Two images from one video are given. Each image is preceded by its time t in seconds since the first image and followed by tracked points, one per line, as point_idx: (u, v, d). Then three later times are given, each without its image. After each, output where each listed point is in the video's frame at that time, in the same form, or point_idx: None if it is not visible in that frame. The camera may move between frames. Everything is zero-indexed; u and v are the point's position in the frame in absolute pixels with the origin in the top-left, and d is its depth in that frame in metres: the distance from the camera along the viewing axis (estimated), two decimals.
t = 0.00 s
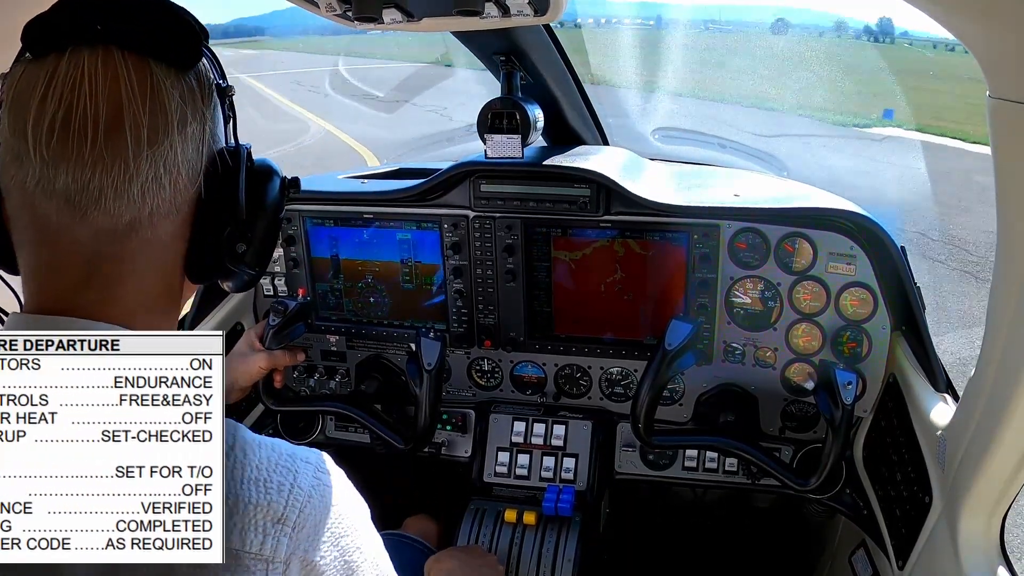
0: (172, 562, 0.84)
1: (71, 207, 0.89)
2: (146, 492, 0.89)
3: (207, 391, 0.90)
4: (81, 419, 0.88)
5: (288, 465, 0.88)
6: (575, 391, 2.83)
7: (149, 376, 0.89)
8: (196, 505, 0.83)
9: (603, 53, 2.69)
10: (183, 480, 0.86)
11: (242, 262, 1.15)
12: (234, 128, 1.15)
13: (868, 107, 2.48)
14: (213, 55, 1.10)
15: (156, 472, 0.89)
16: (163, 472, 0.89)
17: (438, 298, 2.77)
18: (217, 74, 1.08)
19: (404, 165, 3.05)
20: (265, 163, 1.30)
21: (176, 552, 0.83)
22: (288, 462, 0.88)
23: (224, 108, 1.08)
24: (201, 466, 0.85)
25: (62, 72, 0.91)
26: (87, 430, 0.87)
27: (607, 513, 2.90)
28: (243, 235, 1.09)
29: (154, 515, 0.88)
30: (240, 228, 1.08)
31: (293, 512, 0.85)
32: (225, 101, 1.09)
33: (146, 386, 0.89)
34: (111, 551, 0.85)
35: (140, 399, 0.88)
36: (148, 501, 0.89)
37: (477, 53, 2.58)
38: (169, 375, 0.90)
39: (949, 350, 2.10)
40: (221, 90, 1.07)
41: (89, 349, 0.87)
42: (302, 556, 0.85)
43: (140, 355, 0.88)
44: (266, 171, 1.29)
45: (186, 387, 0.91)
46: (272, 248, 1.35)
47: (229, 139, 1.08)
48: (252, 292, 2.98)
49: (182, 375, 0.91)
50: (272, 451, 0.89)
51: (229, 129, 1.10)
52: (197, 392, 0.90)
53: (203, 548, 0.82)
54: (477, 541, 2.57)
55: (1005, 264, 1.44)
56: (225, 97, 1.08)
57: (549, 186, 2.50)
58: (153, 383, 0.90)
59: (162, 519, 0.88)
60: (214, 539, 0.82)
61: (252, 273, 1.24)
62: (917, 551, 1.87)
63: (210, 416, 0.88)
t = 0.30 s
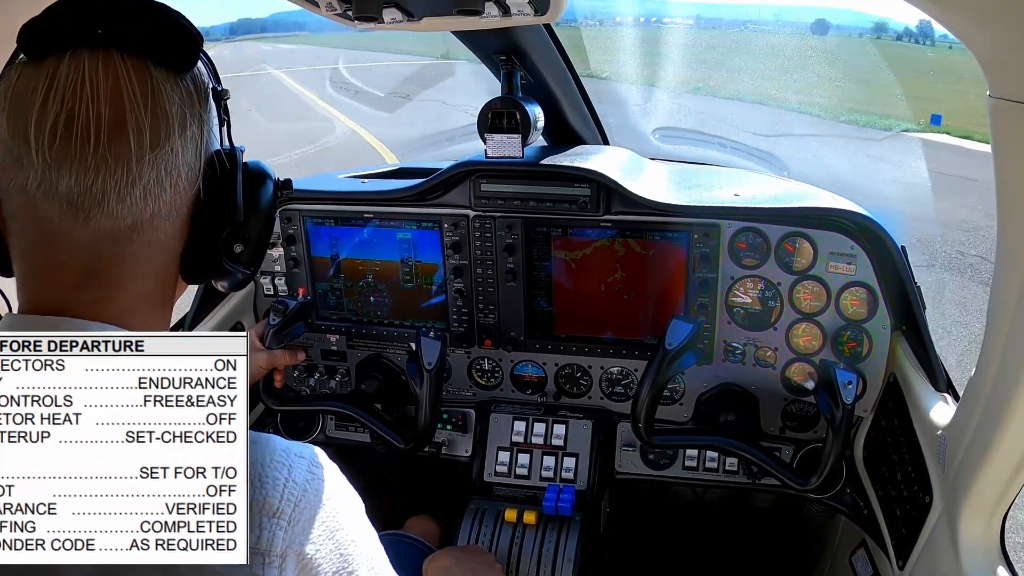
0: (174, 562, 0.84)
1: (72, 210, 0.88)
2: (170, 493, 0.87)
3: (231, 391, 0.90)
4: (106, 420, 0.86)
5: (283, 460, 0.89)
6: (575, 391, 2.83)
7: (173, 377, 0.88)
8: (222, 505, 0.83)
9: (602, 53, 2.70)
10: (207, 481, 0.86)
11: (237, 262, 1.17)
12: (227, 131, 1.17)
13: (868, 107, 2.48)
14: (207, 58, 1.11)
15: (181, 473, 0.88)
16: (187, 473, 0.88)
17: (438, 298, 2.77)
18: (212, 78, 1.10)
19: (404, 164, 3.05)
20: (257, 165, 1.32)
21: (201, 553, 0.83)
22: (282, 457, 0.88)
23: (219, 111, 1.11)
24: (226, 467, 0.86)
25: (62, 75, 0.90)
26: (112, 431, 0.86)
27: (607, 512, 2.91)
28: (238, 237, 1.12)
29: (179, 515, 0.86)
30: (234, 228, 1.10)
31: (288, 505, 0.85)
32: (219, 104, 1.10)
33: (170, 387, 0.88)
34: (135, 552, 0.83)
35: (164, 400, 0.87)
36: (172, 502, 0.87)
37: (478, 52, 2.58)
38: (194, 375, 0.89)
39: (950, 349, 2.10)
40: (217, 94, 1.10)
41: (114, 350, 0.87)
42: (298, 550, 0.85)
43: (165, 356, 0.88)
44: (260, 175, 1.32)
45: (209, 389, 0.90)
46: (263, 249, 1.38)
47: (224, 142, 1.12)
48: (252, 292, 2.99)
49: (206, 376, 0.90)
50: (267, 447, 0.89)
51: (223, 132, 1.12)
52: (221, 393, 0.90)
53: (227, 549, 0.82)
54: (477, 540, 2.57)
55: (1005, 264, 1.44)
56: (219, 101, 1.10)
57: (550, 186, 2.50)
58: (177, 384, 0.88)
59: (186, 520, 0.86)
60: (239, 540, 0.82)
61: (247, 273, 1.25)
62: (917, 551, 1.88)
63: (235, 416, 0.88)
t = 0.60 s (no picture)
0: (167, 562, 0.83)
1: (59, 214, 0.90)
2: (193, 494, 0.85)
3: (256, 392, 0.89)
4: (130, 421, 0.84)
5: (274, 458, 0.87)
6: (575, 391, 2.83)
7: (198, 377, 0.87)
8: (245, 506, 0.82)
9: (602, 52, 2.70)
10: (232, 481, 0.85)
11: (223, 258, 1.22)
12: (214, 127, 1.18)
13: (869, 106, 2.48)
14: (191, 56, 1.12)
15: (205, 474, 0.86)
16: (212, 474, 0.86)
17: (438, 298, 2.78)
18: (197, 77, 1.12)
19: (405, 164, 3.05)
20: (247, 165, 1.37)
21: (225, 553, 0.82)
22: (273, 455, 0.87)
23: (204, 109, 1.12)
24: (250, 467, 0.84)
25: (46, 80, 0.91)
26: (135, 432, 0.84)
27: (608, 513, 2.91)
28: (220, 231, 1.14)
29: (203, 516, 0.84)
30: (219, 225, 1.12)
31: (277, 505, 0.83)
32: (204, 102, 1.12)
33: (195, 388, 0.87)
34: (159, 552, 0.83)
35: (188, 401, 0.86)
36: (196, 503, 0.85)
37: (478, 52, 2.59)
38: (218, 375, 0.88)
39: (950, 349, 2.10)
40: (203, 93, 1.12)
41: (138, 351, 0.86)
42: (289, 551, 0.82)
43: (187, 357, 0.87)
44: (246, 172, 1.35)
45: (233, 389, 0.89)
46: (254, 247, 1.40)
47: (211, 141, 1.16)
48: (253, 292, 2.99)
49: (230, 376, 0.89)
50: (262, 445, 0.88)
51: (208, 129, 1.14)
52: (246, 394, 0.89)
53: (251, 550, 0.81)
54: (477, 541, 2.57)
55: (1005, 263, 1.44)
56: (205, 100, 1.12)
57: (550, 186, 2.49)
58: (201, 385, 0.87)
59: (210, 521, 0.84)
60: (263, 540, 0.81)
61: (237, 272, 1.30)
62: (917, 551, 1.87)
63: (259, 417, 0.87)
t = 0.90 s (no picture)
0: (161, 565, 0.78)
1: (53, 217, 0.91)
2: (218, 494, 0.85)
3: (280, 394, 0.89)
4: (154, 421, 0.84)
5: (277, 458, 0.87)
6: (575, 391, 2.83)
7: (222, 378, 0.87)
8: (270, 508, 0.82)
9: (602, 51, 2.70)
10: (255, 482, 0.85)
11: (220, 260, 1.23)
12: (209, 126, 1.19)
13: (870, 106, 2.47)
14: (185, 57, 1.12)
15: (229, 475, 0.86)
16: (236, 475, 0.86)
17: (439, 298, 2.78)
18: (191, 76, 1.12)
19: (405, 163, 3.05)
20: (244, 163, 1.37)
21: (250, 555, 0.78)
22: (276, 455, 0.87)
23: (198, 108, 1.13)
24: (274, 469, 0.85)
25: (39, 82, 0.92)
26: (160, 433, 0.84)
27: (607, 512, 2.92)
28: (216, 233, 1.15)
29: (227, 518, 0.83)
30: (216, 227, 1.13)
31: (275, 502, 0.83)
32: (199, 102, 1.12)
33: (219, 389, 0.87)
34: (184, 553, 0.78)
35: (213, 402, 0.86)
36: (220, 504, 0.85)
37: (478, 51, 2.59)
38: (243, 376, 0.89)
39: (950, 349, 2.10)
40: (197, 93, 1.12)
41: (163, 352, 0.86)
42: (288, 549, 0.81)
43: (211, 358, 0.87)
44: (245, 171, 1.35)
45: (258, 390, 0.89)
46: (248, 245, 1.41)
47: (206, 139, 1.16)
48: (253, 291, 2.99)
49: (255, 377, 0.89)
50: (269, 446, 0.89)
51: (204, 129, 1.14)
52: (270, 395, 0.89)
53: (275, 551, 0.78)
54: (477, 540, 2.57)
55: (1006, 263, 1.44)
56: (199, 98, 1.12)
57: (550, 185, 2.49)
58: (225, 386, 0.88)
59: (235, 522, 0.83)
60: (286, 541, 0.79)
61: (234, 273, 1.31)
62: (916, 551, 1.88)
63: (283, 419, 0.87)
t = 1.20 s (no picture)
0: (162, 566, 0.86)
1: (44, 221, 0.94)
2: (243, 496, 0.90)
3: (304, 395, 0.93)
4: (178, 422, 0.89)
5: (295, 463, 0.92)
6: (575, 391, 2.83)
7: (246, 380, 0.91)
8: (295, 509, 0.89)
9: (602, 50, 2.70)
10: (279, 483, 0.91)
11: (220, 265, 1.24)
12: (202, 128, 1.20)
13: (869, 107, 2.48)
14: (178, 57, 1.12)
15: (253, 475, 0.91)
16: (260, 476, 0.90)
17: (439, 298, 2.78)
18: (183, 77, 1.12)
19: (405, 163, 3.05)
20: (239, 162, 1.32)
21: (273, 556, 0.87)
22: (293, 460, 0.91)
23: (192, 108, 1.13)
24: (298, 470, 0.90)
25: (28, 85, 0.94)
26: (185, 434, 0.89)
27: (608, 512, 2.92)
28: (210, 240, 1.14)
29: (251, 519, 0.89)
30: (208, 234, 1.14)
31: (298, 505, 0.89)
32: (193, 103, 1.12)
33: (243, 390, 0.91)
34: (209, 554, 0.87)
35: (237, 403, 0.91)
36: (245, 504, 0.90)
37: (478, 52, 2.59)
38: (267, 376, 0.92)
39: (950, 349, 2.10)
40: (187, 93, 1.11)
41: (186, 353, 0.90)
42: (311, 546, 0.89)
43: (236, 359, 0.91)
44: (240, 171, 1.31)
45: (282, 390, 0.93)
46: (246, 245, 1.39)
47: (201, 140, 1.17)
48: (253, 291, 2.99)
49: (280, 378, 0.93)
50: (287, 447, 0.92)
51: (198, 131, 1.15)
52: (294, 396, 0.92)
53: (300, 552, 0.87)
54: (477, 541, 2.57)
55: (1006, 263, 1.44)
56: (192, 98, 1.13)
57: (550, 185, 2.49)
58: (250, 387, 0.92)
59: (258, 523, 0.89)
60: (310, 543, 0.87)
61: (229, 274, 1.29)
62: (916, 551, 1.88)
63: (308, 420, 0.91)
